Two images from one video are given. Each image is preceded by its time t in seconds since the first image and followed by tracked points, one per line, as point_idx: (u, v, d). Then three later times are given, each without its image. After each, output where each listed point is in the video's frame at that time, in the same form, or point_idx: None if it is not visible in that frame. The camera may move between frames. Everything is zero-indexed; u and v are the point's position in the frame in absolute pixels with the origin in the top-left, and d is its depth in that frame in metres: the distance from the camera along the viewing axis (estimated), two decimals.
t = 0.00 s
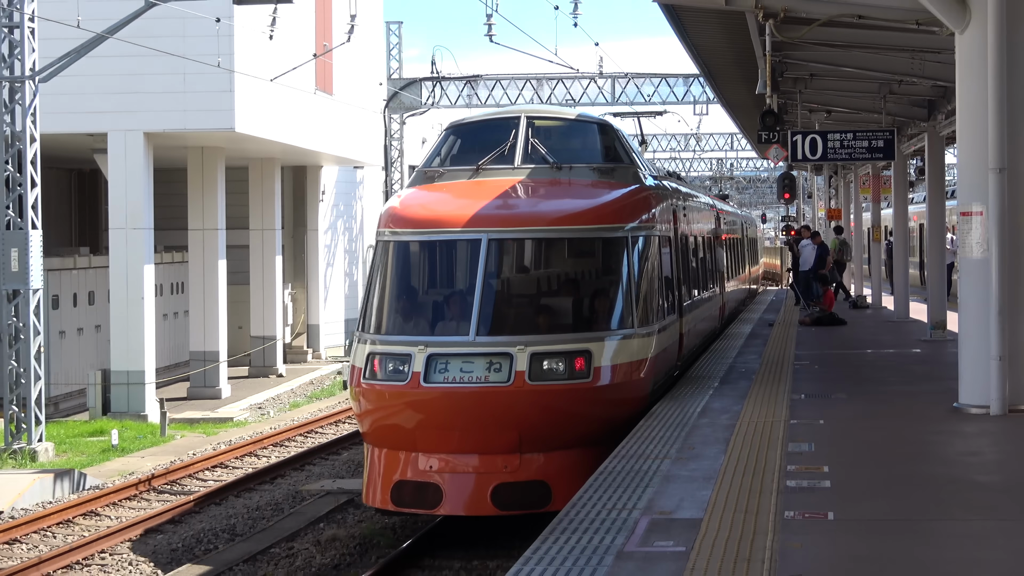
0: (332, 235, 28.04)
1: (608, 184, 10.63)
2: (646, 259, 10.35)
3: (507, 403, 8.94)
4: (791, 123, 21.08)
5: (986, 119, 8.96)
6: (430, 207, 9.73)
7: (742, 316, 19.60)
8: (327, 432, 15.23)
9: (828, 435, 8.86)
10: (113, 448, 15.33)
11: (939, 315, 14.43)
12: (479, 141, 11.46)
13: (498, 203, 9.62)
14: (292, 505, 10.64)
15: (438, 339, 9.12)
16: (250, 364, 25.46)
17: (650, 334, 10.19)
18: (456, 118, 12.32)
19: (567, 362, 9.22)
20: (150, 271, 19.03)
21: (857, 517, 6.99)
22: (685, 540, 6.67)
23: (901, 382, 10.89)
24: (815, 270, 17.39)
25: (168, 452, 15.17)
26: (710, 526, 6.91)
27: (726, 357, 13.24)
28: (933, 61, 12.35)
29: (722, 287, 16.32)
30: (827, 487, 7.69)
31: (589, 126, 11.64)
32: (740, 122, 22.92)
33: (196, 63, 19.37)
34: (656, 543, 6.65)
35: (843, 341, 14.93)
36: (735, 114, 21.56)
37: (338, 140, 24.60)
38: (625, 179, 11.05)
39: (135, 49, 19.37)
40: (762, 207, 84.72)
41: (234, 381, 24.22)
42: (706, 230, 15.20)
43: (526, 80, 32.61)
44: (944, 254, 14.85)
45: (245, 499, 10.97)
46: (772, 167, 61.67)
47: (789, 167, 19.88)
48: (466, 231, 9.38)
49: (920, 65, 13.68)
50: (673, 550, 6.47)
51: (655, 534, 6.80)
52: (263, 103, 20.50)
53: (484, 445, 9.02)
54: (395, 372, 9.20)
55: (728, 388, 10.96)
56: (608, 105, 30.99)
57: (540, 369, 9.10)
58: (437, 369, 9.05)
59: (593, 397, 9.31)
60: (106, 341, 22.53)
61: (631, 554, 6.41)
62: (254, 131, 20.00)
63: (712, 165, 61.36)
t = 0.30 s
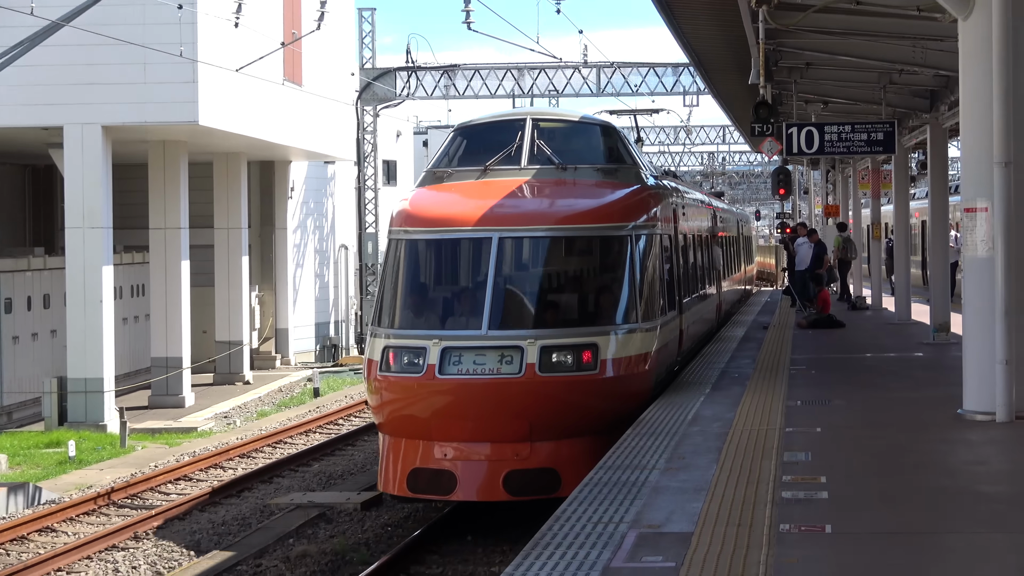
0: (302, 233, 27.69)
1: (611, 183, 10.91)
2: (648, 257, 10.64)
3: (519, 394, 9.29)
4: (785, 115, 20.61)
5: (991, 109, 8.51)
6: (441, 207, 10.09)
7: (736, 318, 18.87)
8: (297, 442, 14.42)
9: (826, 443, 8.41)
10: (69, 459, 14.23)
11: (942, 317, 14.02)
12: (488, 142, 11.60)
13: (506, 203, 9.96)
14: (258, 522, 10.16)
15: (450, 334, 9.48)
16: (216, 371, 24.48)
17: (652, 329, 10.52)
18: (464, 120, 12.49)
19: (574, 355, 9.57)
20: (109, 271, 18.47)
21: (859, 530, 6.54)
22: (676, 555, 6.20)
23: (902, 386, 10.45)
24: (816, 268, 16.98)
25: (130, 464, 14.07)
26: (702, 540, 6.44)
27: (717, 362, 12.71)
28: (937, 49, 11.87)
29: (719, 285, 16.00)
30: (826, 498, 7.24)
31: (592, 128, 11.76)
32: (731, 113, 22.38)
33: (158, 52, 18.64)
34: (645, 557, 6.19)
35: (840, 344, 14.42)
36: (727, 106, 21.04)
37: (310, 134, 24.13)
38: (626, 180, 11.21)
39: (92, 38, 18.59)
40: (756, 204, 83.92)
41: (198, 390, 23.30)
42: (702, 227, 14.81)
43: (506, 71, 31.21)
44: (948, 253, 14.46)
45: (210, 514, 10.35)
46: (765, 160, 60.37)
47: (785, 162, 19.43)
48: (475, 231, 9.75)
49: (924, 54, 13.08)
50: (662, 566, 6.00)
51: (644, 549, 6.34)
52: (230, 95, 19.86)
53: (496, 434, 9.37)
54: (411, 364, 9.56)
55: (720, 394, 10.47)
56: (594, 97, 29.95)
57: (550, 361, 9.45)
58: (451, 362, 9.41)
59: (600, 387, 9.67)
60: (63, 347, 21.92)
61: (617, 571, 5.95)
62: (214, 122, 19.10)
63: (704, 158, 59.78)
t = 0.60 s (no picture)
0: (279, 233, 25.20)
1: (622, 186, 10.88)
2: (658, 257, 10.63)
3: (536, 389, 9.21)
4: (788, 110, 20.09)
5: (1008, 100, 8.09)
6: (456, 206, 10.01)
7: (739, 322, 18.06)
8: (275, 453, 13.42)
9: (830, 454, 7.98)
10: (33, 472, 12.88)
11: (954, 322, 13.57)
12: (501, 144, 11.47)
13: (521, 204, 9.89)
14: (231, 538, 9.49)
15: (467, 330, 9.42)
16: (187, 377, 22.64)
17: (663, 327, 10.49)
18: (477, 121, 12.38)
19: (590, 351, 9.51)
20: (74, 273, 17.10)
21: (868, 547, 6.09)
22: None
23: (912, 394, 9.99)
24: (819, 271, 16.31)
25: (99, 476, 12.74)
26: (701, 560, 5.97)
27: (717, 369, 12.18)
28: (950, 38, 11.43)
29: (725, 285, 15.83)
30: (833, 513, 6.81)
31: (603, 130, 11.65)
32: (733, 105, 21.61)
33: (125, 41, 17.22)
34: None
35: (845, 349, 13.87)
36: (728, 96, 20.24)
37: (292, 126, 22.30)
38: (637, 181, 11.14)
39: (55, 25, 17.14)
40: (757, 204, 82.83)
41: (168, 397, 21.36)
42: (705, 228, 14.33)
43: (496, 59, 28.74)
44: (960, 258, 14.08)
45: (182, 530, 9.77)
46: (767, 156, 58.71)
47: (788, 159, 19.07)
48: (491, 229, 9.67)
49: (936, 44, 12.65)
50: None
51: (639, 569, 5.87)
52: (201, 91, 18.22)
53: (514, 426, 9.31)
54: (430, 360, 9.51)
55: (721, 403, 9.99)
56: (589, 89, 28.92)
57: (567, 356, 9.38)
58: (469, 358, 9.37)
59: (616, 381, 9.60)
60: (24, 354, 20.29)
61: None
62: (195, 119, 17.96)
63: (703, 154, 57.93)
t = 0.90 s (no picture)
0: (260, 233, 24.16)
1: (638, 184, 10.96)
2: (672, 257, 10.70)
3: (555, 385, 9.39)
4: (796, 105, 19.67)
5: None
6: (475, 207, 10.13)
7: (748, 330, 17.21)
8: (255, 465, 12.80)
9: (840, 467, 7.46)
10: None
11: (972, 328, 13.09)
12: (516, 146, 11.50)
13: (539, 204, 10.00)
14: (210, 554, 9.10)
15: (488, 328, 9.56)
16: (162, 386, 21.44)
17: (679, 325, 10.62)
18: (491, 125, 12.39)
19: (607, 348, 9.67)
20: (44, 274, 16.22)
21: (885, 567, 5.61)
22: None
23: (929, 403, 9.54)
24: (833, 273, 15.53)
25: (68, 490, 12.15)
26: None
27: (724, 379, 11.54)
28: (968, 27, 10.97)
29: (734, 288, 15.58)
30: (845, 530, 6.30)
31: (617, 132, 11.64)
32: (740, 97, 21.02)
33: (98, 29, 16.36)
34: None
35: (861, 357, 13.13)
36: (734, 87, 19.62)
37: (281, 117, 21.75)
38: (652, 182, 11.14)
39: (29, 12, 16.25)
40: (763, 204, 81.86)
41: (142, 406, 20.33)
42: (713, 229, 13.88)
43: (490, 49, 28.89)
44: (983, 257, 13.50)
45: (156, 547, 9.31)
46: (775, 153, 56.96)
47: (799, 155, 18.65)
48: (510, 230, 9.80)
49: (955, 33, 12.36)
50: None
51: None
52: (185, 80, 17.57)
53: (533, 421, 9.48)
54: (450, 357, 9.64)
55: (727, 412, 9.42)
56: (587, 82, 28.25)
57: (585, 353, 9.54)
58: (490, 355, 9.51)
59: (631, 377, 9.78)
60: None
61: None
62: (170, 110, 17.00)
63: (708, 151, 56.40)
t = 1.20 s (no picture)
0: (237, 233, 23.60)
1: (649, 186, 10.99)
2: (684, 257, 10.72)
3: (571, 382, 9.51)
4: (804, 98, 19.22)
5: None
6: (489, 209, 10.25)
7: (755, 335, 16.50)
8: (234, 480, 12.23)
9: (851, 482, 7.02)
10: None
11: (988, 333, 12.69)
12: (529, 149, 11.60)
13: (551, 207, 10.11)
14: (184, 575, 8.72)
15: (504, 328, 9.68)
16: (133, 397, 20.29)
17: (691, 325, 10.70)
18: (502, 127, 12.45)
19: (621, 346, 9.77)
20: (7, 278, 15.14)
21: None
22: None
23: (944, 413, 9.11)
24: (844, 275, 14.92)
25: (34, 507, 11.42)
26: None
27: (729, 387, 10.97)
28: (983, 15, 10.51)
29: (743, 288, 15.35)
30: (856, 548, 5.88)
31: (627, 135, 11.71)
32: (745, 90, 20.51)
33: (66, 19, 15.36)
34: None
35: (876, 366, 12.44)
36: (739, 81, 19.16)
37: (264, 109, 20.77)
38: (663, 184, 11.20)
39: None
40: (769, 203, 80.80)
41: (112, 417, 19.19)
42: (718, 229, 13.39)
43: (480, 39, 27.74)
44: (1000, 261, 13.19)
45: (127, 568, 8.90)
46: (781, 149, 55.38)
47: (806, 152, 18.23)
48: (524, 232, 9.92)
49: (970, 25, 11.84)
50: None
51: None
52: (158, 74, 16.55)
53: (549, 418, 9.62)
54: (467, 356, 9.74)
55: (732, 423, 8.89)
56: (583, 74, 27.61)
57: (599, 352, 9.66)
58: (506, 354, 9.63)
59: (645, 375, 9.88)
60: None
61: None
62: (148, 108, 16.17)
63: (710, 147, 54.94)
